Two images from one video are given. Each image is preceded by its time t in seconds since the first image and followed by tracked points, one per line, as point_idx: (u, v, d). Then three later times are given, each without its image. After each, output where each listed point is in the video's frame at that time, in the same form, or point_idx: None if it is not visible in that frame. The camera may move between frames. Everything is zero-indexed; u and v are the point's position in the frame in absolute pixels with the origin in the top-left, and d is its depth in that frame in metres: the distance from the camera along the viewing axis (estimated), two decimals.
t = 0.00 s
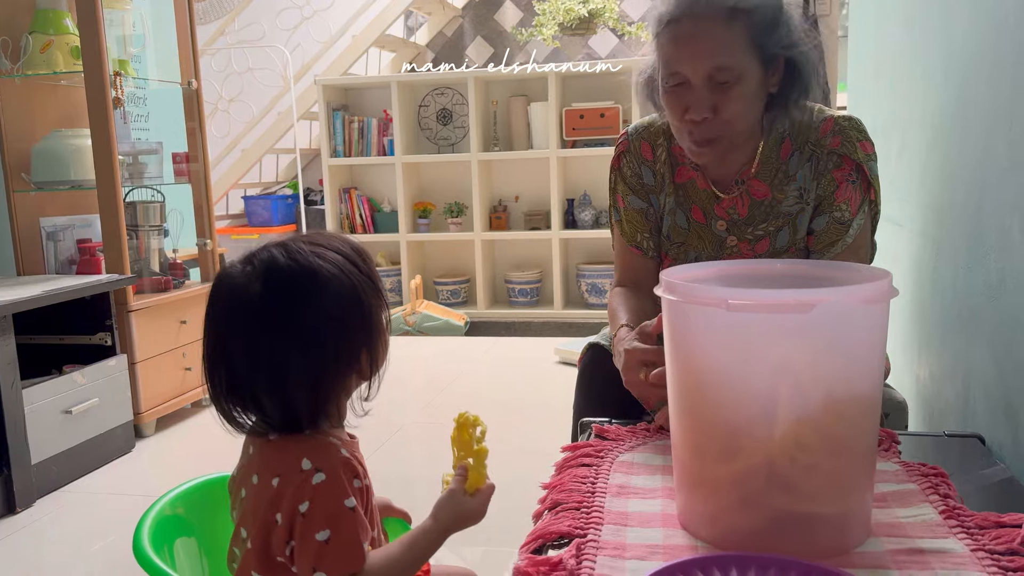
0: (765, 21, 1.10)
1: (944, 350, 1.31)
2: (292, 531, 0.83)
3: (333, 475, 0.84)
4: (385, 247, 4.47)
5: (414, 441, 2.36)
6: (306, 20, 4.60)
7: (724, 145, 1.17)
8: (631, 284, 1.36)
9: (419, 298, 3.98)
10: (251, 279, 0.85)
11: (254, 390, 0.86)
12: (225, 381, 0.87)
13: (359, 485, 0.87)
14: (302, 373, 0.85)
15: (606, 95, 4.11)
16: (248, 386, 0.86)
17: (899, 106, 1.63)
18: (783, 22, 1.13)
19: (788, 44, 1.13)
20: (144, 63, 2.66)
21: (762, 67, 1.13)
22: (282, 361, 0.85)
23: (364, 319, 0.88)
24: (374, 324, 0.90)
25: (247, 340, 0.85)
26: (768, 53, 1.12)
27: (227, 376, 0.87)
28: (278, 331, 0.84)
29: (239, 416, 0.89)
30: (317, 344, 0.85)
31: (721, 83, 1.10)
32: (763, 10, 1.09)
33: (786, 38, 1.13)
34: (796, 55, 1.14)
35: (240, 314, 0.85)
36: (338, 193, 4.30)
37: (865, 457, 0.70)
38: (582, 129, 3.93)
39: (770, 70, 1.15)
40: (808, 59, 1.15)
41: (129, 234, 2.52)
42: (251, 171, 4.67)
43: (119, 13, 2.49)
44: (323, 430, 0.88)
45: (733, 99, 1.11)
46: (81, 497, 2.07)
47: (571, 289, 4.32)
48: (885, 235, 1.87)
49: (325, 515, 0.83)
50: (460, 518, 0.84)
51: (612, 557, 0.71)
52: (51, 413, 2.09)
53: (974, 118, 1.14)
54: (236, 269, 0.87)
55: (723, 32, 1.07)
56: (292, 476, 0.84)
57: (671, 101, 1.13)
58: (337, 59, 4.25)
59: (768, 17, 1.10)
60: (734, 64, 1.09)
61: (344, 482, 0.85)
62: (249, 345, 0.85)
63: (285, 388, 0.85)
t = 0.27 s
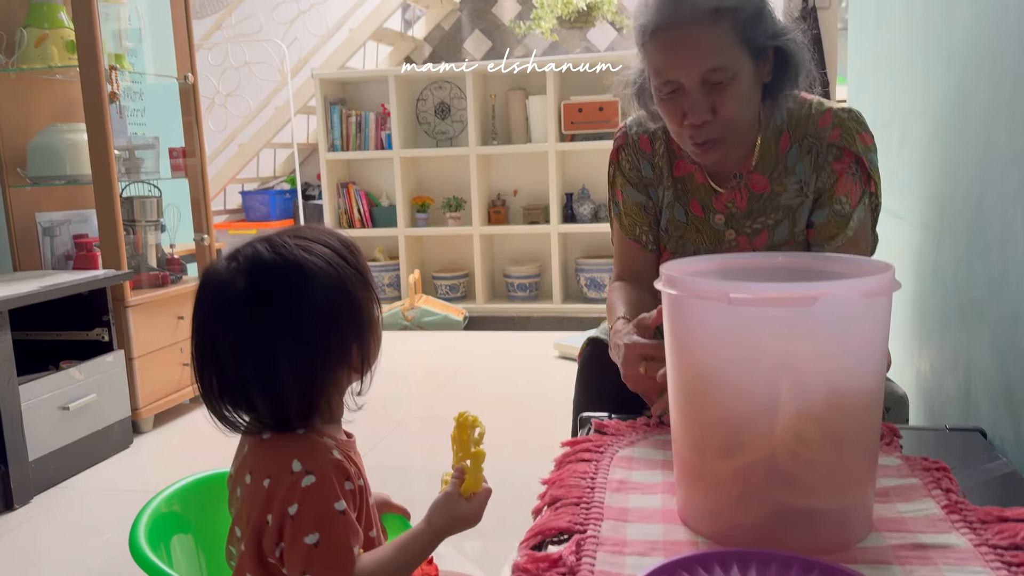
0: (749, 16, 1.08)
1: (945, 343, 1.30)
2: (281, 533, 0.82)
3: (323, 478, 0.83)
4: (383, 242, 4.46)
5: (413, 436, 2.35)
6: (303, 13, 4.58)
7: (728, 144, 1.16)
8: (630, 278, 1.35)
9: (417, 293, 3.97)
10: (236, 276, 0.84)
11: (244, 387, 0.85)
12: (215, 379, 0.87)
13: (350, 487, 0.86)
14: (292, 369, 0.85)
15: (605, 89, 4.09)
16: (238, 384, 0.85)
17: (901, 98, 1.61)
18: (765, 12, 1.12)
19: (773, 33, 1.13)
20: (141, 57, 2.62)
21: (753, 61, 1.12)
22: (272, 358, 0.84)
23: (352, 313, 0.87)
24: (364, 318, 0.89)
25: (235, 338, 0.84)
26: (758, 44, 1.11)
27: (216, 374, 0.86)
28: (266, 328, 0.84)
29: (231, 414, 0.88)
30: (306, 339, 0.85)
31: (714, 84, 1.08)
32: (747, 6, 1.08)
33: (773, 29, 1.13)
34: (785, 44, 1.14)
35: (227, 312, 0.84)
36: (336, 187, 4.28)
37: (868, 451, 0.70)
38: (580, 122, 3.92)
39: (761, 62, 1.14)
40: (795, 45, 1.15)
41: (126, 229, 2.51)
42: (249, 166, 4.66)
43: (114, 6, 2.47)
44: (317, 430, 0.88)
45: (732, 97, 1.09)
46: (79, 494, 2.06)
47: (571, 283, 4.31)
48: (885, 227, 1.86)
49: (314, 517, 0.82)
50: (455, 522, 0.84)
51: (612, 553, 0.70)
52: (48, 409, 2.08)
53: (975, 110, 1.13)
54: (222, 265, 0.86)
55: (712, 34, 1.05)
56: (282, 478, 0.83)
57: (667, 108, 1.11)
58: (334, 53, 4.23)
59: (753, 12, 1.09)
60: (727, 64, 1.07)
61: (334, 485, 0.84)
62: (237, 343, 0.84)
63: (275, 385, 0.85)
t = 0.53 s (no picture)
0: (723, 42, 1.02)
1: (946, 335, 1.29)
2: (272, 524, 0.81)
3: (314, 470, 0.82)
4: (382, 234, 4.44)
5: (411, 429, 2.35)
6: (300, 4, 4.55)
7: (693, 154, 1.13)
8: (627, 269, 1.35)
9: (416, 285, 3.96)
10: (221, 276, 0.83)
11: (233, 386, 0.84)
12: (205, 378, 0.86)
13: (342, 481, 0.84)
14: (281, 366, 0.84)
15: (604, 79, 4.07)
16: (228, 383, 0.85)
17: (902, 86, 1.60)
18: (751, 37, 1.04)
19: (755, 63, 1.05)
20: (136, 48, 2.60)
21: (720, 87, 1.06)
22: (260, 357, 0.83)
23: (342, 307, 0.86)
24: (354, 312, 0.88)
25: (222, 338, 0.83)
26: (730, 71, 1.04)
27: (205, 373, 0.86)
28: (253, 327, 0.83)
29: (222, 412, 0.87)
30: (295, 336, 0.83)
31: (670, 99, 1.05)
32: (724, 26, 1.01)
33: (752, 58, 1.05)
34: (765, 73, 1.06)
35: (214, 311, 0.83)
36: (334, 179, 4.27)
37: (868, 443, 0.69)
38: (579, 113, 3.90)
39: (735, 89, 1.07)
40: (775, 79, 1.07)
41: (122, 222, 2.49)
42: (246, 158, 4.64)
43: None
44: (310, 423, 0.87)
45: (683, 116, 1.06)
46: (76, 487, 2.05)
47: (570, 275, 4.30)
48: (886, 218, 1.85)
49: (303, 510, 0.80)
50: (449, 521, 0.83)
51: (609, 548, 0.69)
52: (44, 402, 2.08)
53: (977, 99, 1.12)
54: (208, 264, 0.85)
55: (677, 50, 1.01)
56: (274, 469, 0.82)
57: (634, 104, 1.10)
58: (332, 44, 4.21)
59: (733, 32, 1.02)
60: (683, 83, 1.03)
61: (325, 479, 0.83)
62: (224, 342, 0.83)
63: (264, 383, 0.84)
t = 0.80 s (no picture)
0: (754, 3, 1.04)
1: (951, 333, 1.28)
2: (270, 521, 0.81)
3: (312, 467, 0.81)
4: (383, 233, 4.44)
5: (413, 427, 2.34)
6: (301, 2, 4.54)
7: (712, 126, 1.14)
8: (629, 267, 1.34)
9: (418, 284, 3.96)
10: (227, 269, 0.83)
11: (237, 382, 0.84)
12: (207, 372, 0.85)
13: (341, 478, 0.84)
14: (286, 363, 0.83)
15: (606, 77, 4.07)
16: (231, 377, 0.84)
17: (906, 84, 1.59)
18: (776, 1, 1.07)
19: (780, 27, 1.08)
20: (138, 47, 2.59)
21: (747, 50, 1.08)
22: (266, 352, 0.83)
23: (347, 305, 0.86)
24: (359, 310, 0.87)
25: (227, 333, 0.82)
26: (756, 36, 1.06)
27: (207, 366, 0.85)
28: (259, 323, 0.82)
29: (222, 407, 0.86)
30: (301, 333, 0.83)
31: (699, 61, 1.06)
32: None
33: (776, 22, 1.07)
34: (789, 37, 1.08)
35: (219, 306, 0.82)
36: (336, 177, 4.27)
37: (874, 443, 0.68)
38: (581, 111, 3.89)
39: (759, 54, 1.09)
40: (800, 42, 1.09)
41: (123, 221, 2.49)
42: (248, 157, 4.63)
43: None
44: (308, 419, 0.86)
45: (711, 80, 1.07)
46: (78, 487, 2.05)
47: (572, 274, 4.29)
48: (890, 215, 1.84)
49: (300, 506, 0.80)
50: (447, 519, 0.84)
51: (613, 549, 0.69)
52: (46, 401, 2.07)
53: (983, 95, 1.11)
54: (214, 258, 0.84)
55: (706, 11, 1.03)
56: (272, 466, 0.82)
57: (653, 74, 1.11)
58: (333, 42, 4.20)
59: None
60: (714, 42, 1.05)
61: (324, 475, 0.82)
62: (229, 337, 0.82)
63: (269, 379, 0.83)
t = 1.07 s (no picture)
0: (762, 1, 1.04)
1: (961, 332, 1.28)
2: (273, 523, 0.80)
3: (312, 469, 0.81)
4: (389, 234, 4.45)
5: (419, 427, 2.34)
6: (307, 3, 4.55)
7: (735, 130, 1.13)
8: (638, 265, 1.34)
9: (423, 284, 3.96)
10: (244, 264, 0.82)
11: (249, 379, 0.83)
12: (217, 368, 0.84)
13: (342, 478, 0.83)
14: (303, 356, 0.83)
15: (611, 77, 4.06)
16: (245, 372, 0.83)
17: (914, 81, 1.59)
18: None
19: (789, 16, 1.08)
20: (144, 48, 2.60)
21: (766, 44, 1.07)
22: (283, 346, 0.83)
23: (360, 302, 0.87)
24: (369, 307, 0.89)
25: (244, 326, 0.82)
26: (772, 30, 1.07)
27: (218, 363, 0.84)
28: (277, 317, 0.82)
29: (230, 404, 0.85)
30: (318, 328, 0.83)
31: (728, 71, 1.04)
32: None
33: (788, 14, 1.07)
34: (801, 32, 1.09)
35: (236, 300, 0.82)
36: (341, 178, 4.27)
37: (887, 442, 0.68)
38: (586, 111, 3.89)
39: (774, 48, 1.10)
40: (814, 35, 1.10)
41: (130, 222, 2.50)
42: (254, 158, 4.64)
43: None
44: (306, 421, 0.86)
45: (744, 85, 1.05)
46: (85, 486, 2.06)
47: (577, 274, 4.29)
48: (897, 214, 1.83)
49: (303, 508, 0.80)
50: (447, 515, 0.84)
51: (623, 548, 0.68)
52: (53, 401, 2.08)
53: (993, 93, 1.11)
54: (228, 252, 0.84)
55: (727, 19, 1.01)
56: (273, 469, 0.81)
57: (677, 90, 1.07)
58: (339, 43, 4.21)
59: None
60: (745, 50, 1.03)
61: (325, 476, 0.82)
62: (246, 331, 0.82)
63: (285, 373, 0.83)
